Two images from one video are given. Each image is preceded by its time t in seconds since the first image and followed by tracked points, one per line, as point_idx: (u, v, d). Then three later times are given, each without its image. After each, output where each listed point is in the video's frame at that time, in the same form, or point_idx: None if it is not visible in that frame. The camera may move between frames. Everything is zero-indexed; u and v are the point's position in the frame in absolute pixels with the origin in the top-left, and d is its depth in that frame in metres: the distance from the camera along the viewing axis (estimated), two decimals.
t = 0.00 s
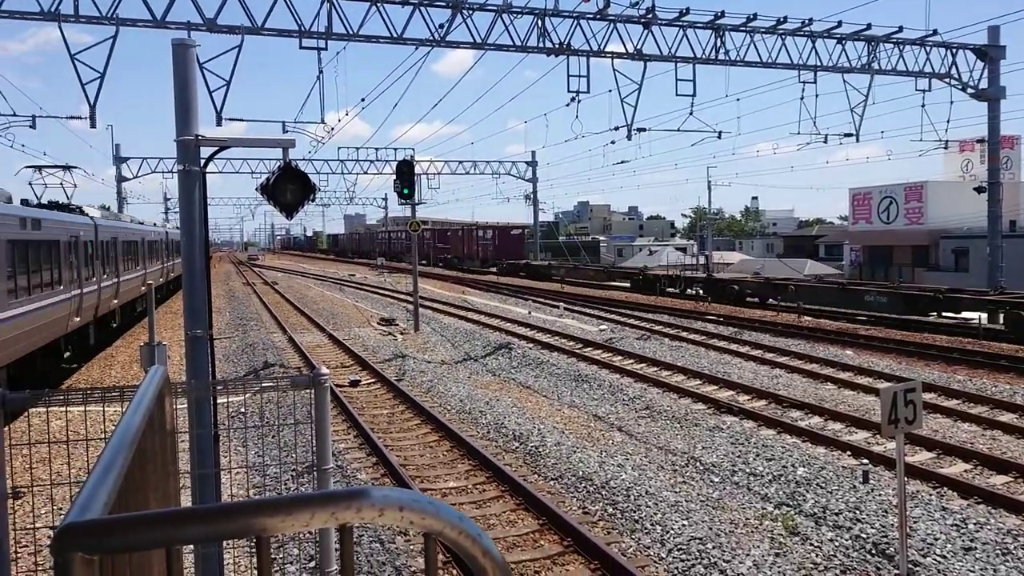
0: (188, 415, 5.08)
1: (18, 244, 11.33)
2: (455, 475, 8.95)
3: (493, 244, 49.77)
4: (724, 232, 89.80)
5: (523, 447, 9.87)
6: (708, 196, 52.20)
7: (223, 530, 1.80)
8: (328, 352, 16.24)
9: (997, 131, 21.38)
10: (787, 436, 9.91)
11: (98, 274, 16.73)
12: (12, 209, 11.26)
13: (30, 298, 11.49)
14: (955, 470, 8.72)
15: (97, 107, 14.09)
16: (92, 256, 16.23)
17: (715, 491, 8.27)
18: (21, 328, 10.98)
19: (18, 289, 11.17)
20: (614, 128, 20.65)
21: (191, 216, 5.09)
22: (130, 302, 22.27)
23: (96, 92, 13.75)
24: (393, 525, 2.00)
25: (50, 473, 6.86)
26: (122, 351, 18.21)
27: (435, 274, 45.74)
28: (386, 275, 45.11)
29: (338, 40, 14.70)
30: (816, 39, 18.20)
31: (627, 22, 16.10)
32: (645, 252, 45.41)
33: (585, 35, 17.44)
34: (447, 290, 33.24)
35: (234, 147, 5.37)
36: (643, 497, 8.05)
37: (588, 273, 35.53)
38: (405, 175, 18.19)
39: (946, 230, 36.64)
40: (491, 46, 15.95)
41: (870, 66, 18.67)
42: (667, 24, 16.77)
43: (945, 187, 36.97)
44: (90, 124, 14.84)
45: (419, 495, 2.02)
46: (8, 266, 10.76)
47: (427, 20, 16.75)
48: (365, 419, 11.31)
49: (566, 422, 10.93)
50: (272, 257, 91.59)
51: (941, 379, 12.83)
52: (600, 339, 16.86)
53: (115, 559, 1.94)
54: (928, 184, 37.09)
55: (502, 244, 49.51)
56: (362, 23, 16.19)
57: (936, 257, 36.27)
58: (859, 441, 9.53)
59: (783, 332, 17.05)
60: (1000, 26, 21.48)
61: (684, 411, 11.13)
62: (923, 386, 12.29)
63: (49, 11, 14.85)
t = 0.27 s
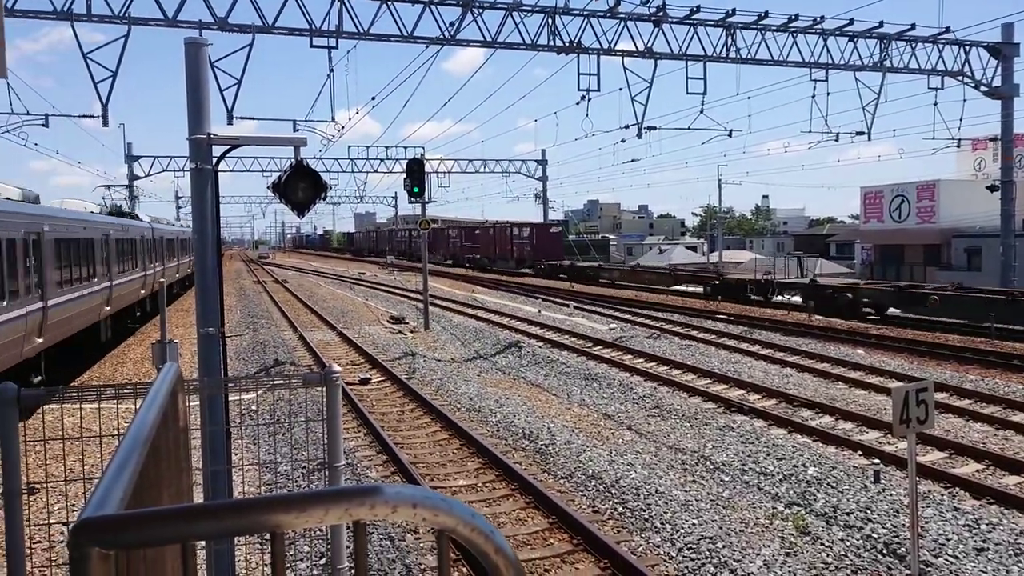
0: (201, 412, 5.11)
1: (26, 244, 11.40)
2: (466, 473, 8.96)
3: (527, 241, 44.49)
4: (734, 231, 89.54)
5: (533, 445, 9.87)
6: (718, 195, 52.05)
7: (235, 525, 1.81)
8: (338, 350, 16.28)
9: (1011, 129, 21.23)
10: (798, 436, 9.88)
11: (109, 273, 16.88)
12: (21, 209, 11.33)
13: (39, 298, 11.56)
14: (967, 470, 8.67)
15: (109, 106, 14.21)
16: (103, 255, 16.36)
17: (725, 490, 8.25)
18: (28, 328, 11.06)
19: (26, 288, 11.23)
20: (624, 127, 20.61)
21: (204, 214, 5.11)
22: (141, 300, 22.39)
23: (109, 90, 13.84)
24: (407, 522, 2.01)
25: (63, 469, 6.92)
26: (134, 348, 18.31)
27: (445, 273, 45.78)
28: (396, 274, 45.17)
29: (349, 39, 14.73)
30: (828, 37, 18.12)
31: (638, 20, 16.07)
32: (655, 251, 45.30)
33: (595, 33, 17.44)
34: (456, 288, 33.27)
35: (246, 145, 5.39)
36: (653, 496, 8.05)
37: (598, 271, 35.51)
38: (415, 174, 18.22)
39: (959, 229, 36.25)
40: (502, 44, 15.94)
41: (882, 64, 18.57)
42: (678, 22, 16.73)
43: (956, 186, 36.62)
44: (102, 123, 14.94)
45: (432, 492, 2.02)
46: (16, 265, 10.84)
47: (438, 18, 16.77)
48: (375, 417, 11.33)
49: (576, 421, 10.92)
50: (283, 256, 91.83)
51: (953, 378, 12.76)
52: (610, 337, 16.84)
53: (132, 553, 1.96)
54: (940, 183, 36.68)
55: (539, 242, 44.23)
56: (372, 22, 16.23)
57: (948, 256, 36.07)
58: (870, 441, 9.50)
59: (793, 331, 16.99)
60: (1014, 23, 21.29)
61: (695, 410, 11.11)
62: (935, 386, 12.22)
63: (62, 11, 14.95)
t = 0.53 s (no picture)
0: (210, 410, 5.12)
1: (32, 242, 11.43)
2: (473, 472, 8.98)
3: (567, 241, 40.73)
4: (742, 230, 89.37)
5: (541, 444, 9.88)
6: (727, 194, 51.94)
7: (243, 523, 1.81)
8: (346, 348, 16.32)
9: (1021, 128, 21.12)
10: (806, 435, 9.86)
11: (117, 271, 16.93)
12: (26, 208, 11.36)
13: (43, 297, 11.59)
14: (977, 470, 8.63)
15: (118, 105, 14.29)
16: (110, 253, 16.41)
17: (733, 490, 8.24)
18: (33, 326, 11.07)
19: (31, 287, 11.28)
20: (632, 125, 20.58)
21: (213, 213, 5.14)
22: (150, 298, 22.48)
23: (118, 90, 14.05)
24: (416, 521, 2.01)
25: (73, 467, 6.97)
26: (143, 346, 18.40)
27: (453, 272, 45.79)
28: (404, 272, 45.27)
29: (358, 38, 14.75)
30: (837, 35, 18.04)
31: (646, 19, 16.04)
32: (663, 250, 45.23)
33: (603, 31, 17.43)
34: (464, 287, 33.31)
35: (255, 144, 5.41)
36: (660, 495, 8.04)
37: (605, 270, 35.48)
38: (423, 172, 18.25)
39: (968, 228, 36.19)
40: (510, 43, 15.94)
41: (892, 62, 18.48)
42: (687, 21, 16.69)
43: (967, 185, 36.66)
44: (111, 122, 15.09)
45: (440, 491, 2.03)
46: (22, 264, 10.87)
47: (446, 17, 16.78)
48: (383, 415, 11.36)
49: (584, 420, 10.92)
50: (291, 254, 91.98)
51: (962, 378, 12.71)
52: (618, 336, 16.83)
53: (143, 551, 1.97)
54: (950, 181, 36.75)
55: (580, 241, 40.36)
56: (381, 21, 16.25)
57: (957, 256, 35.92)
58: (879, 441, 9.47)
59: (802, 330, 16.94)
60: None
61: (703, 409, 11.09)
62: (944, 385, 12.18)
63: (72, 11, 15.02)
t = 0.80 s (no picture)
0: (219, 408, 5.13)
1: (39, 242, 11.47)
2: (480, 471, 8.98)
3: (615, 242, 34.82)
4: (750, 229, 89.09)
5: (548, 443, 9.88)
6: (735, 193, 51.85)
7: (250, 521, 1.81)
8: (354, 347, 16.35)
9: None
10: (814, 435, 9.82)
11: (126, 270, 16.99)
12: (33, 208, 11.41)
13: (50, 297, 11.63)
14: (986, 470, 8.59)
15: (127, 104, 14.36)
16: (119, 252, 16.47)
17: (741, 489, 8.22)
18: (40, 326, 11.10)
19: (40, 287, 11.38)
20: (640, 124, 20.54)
21: (221, 211, 5.16)
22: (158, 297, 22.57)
23: (127, 89, 14.21)
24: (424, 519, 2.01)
25: (82, 465, 7.00)
26: (151, 345, 18.47)
27: (460, 271, 45.82)
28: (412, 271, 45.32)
29: (365, 37, 14.76)
30: (846, 33, 17.97)
31: (654, 17, 16.00)
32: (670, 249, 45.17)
33: (611, 30, 17.40)
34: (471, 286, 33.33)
35: (264, 142, 5.43)
36: (668, 494, 8.04)
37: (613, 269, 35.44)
38: (430, 171, 18.25)
39: (978, 226, 35.99)
40: (517, 42, 15.92)
41: (901, 60, 18.40)
42: (694, 19, 16.65)
43: (976, 184, 36.40)
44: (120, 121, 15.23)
45: (448, 489, 2.03)
46: (29, 264, 10.91)
47: (454, 16, 16.79)
48: (390, 414, 11.38)
49: (591, 419, 10.91)
50: (299, 253, 92.00)
51: (972, 377, 12.65)
52: (625, 335, 16.82)
53: (152, 550, 1.97)
54: (960, 180, 36.50)
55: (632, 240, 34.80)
56: (388, 20, 16.28)
57: (966, 254, 35.73)
58: (888, 440, 9.43)
59: (810, 329, 16.88)
60: None
61: (710, 409, 11.07)
62: (954, 385, 12.12)
63: (81, 10, 15.09)
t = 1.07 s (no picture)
0: (227, 407, 5.14)
1: (43, 243, 11.51)
2: (487, 470, 8.99)
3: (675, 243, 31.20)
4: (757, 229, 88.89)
5: (555, 443, 9.88)
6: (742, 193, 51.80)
7: (257, 519, 1.81)
8: (361, 347, 16.37)
9: None
10: (822, 435, 9.80)
11: (133, 270, 17.06)
12: (38, 209, 11.46)
13: (54, 299, 11.67)
14: (995, 471, 8.55)
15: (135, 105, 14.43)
16: (126, 252, 16.55)
17: (748, 489, 8.20)
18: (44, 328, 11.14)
19: (46, 287, 11.48)
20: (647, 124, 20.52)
21: (229, 210, 5.17)
22: (166, 296, 22.63)
23: (134, 89, 14.32)
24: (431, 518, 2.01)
25: (91, 464, 7.02)
26: (159, 344, 18.54)
27: (467, 270, 45.84)
28: (419, 271, 45.35)
29: (373, 37, 14.79)
30: (853, 32, 17.92)
31: (661, 17, 15.98)
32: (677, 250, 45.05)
33: (618, 29, 17.39)
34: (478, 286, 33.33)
35: (272, 142, 5.44)
36: (675, 494, 8.03)
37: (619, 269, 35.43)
38: (437, 171, 18.26)
39: (986, 226, 35.93)
40: (524, 41, 15.93)
41: (909, 59, 18.34)
42: (702, 18, 16.62)
43: (985, 183, 36.44)
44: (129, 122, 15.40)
45: (456, 488, 2.03)
46: (35, 264, 10.98)
47: (461, 16, 16.80)
48: (397, 413, 11.39)
49: (599, 419, 10.89)
50: (306, 253, 92.05)
51: (980, 377, 12.60)
52: (632, 335, 16.80)
53: (160, 549, 1.98)
54: (969, 180, 36.56)
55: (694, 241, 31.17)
56: (396, 20, 16.32)
57: (975, 254, 35.61)
58: (896, 441, 9.40)
59: (818, 329, 16.84)
60: None
61: (717, 409, 11.04)
62: (963, 385, 12.07)
63: (90, 11, 15.16)
